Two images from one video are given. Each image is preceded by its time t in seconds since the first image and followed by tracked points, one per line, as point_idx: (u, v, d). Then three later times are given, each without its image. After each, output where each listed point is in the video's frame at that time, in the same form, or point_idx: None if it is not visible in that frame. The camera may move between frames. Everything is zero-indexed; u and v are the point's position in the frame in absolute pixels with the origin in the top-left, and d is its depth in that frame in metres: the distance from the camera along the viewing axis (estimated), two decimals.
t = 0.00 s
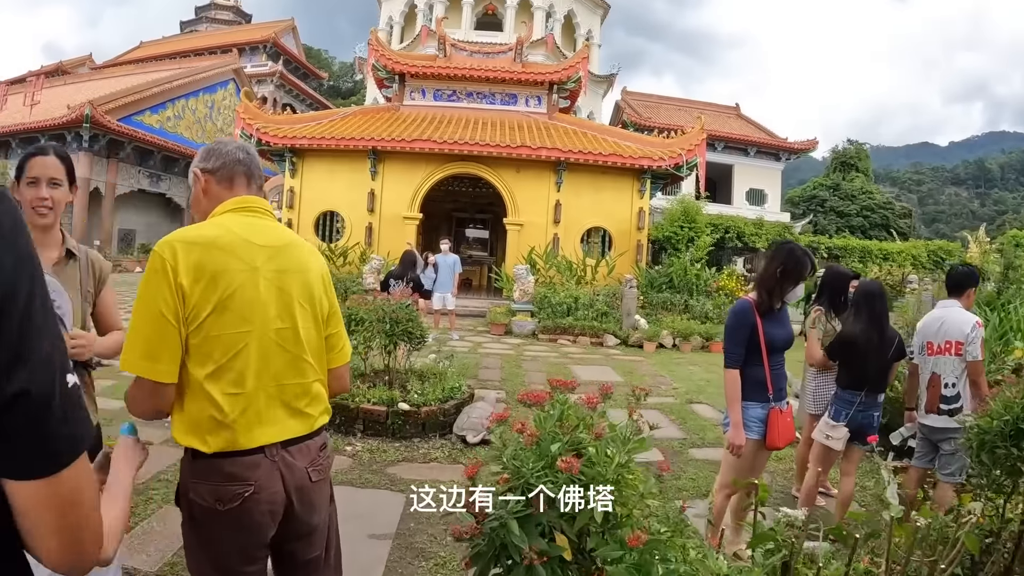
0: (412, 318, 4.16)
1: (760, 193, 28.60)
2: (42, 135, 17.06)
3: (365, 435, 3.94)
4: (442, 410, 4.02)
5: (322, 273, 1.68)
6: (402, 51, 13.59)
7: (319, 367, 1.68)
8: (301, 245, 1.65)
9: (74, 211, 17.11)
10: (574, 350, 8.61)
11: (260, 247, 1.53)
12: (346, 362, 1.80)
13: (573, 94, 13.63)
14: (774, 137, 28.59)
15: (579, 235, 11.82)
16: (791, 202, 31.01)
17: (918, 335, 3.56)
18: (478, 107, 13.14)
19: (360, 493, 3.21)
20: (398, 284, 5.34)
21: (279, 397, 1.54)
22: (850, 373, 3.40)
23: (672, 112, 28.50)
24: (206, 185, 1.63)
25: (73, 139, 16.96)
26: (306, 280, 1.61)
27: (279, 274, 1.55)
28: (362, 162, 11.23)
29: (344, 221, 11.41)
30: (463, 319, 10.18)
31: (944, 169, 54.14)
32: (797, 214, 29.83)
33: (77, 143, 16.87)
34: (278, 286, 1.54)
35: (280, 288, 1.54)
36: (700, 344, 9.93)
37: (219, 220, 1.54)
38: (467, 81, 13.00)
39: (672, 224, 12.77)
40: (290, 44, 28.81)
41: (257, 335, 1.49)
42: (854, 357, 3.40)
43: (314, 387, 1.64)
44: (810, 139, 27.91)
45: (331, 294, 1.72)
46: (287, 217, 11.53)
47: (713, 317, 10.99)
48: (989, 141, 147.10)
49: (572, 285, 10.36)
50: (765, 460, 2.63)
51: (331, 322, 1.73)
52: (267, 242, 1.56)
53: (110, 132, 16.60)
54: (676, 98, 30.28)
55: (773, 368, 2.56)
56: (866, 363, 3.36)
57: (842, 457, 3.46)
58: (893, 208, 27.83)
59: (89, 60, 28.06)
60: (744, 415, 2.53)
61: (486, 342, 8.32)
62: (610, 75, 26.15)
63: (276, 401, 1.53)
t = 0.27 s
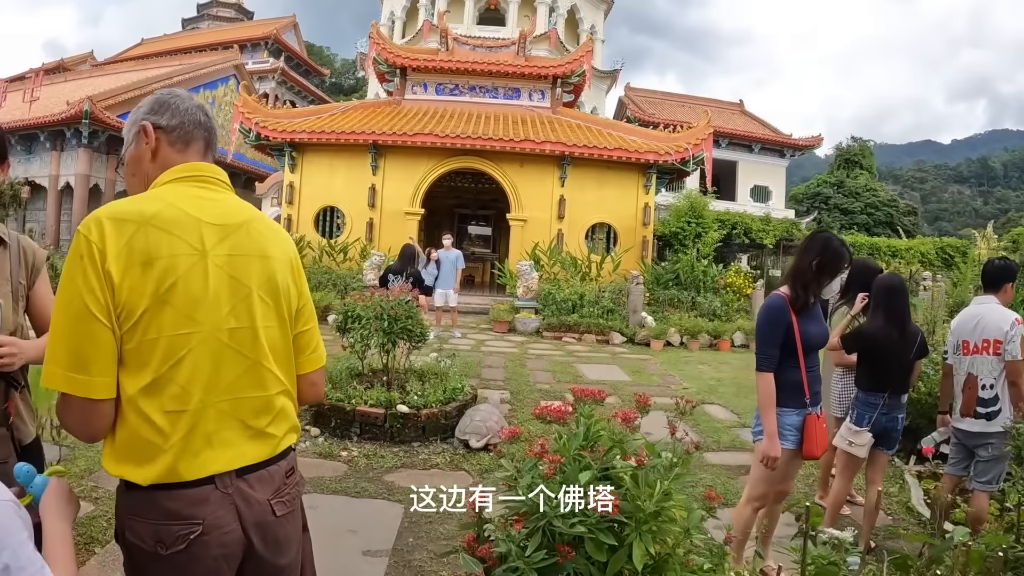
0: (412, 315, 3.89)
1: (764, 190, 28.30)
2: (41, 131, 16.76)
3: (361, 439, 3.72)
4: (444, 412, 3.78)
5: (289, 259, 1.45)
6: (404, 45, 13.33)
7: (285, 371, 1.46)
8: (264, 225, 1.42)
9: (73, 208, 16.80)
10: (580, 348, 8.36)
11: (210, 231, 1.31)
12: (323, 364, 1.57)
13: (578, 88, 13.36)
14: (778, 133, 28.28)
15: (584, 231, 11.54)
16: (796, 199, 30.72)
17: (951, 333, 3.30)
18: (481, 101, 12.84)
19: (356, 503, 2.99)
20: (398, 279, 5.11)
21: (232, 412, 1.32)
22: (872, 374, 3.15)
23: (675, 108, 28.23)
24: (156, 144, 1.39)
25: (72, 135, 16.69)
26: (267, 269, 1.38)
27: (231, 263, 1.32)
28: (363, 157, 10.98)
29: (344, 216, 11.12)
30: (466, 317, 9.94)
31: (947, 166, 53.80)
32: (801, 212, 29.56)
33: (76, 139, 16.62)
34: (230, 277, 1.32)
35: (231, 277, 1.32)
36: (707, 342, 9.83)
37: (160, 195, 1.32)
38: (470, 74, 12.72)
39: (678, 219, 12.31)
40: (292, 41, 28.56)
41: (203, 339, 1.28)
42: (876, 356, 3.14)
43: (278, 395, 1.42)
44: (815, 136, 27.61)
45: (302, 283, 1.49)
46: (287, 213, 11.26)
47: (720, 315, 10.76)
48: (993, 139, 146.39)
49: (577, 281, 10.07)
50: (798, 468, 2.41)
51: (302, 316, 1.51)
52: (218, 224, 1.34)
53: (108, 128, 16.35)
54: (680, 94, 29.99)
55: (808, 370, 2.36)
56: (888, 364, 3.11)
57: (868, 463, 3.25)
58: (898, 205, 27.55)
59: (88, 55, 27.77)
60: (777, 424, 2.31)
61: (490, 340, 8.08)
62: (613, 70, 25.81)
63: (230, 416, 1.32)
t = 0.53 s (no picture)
0: (416, 321, 3.63)
1: (770, 187, 27.96)
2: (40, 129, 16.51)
3: (362, 454, 3.48)
4: (450, 424, 3.54)
5: (245, 271, 1.25)
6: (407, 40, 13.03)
7: (249, 420, 1.28)
8: (211, 222, 1.22)
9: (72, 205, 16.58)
10: (588, 350, 8.08)
11: (138, 244, 1.12)
12: (288, 404, 1.41)
13: (584, 84, 13.06)
14: (784, 130, 27.92)
15: (591, 229, 11.26)
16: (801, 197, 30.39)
17: (999, 343, 3.02)
18: (485, 97, 12.54)
19: (357, 528, 2.74)
20: (399, 280, 4.85)
21: (171, 488, 1.14)
22: (900, 388, 2.88)
23: (680, 105, 27.91)
24: (74, 117, 1.19)
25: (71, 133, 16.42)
26: (215, 292, 1.18)
27: (167, 289, 1.13)
28: (366, 153, 10.72)
29: (346, 214, 10.86)
30: (471, 317, 9.68)
31: (951, 162, 53.24)
32: (806, 210, 29.24)
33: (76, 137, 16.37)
34: (164, 308, 1.13)
35: (168, 302, 1.13)
36: (718, 344, 9.57)
37: (65, 180, 1.13)
38: (474, 70, 12.43)
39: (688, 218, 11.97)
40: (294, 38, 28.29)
41: (132, 389, 1.10)
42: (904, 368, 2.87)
43: (239, 458, 1.24)
44: (821, 133, 27.27)
45: (261, 300, 1.31)
46: (288, 211, 11.01)
47: (731, 316, 10.50)
48: (998, 136, 145.49)
49: (584, 281, 9.77)
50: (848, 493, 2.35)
51: (259, 348, 1.33)
52: (148, 225, 1.14)
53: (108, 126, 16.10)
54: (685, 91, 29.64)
55: (863, 384, 2.24)
56: (918, 377, 2.83)
57: (897, 481, 2.98)
58: (904, 204, 27.22)
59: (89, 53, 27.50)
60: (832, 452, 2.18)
61: (496, 342, 7.82)
62: (618, 67, 25.48)
63: (169, 494, 1.14)
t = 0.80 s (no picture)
0: (423, 326, 3.42)
1: (780, 185, 27.61)
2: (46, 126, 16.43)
3: (365, 468, 3.30)
4: (458, 436, 3.36)
5: (177, 305, 1.03)
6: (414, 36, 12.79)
7: (198, 504, 1.09)
8: (123, 244, 1.02)
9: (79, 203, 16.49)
10: (600, 352, 7.85)
11: (29, 292, 0.97)
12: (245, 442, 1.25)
13: (594, 80, 12.79)
14: (795, 127, 27.54)
15: (601, 227, 11.02)
16: (811, 195, 30.01)
17: None
18: (493, 94, 12.30)
19: (359, 552, 2.56)
20: (405, 283, 4.64)
21: None
22: (935, 403, 2.58)
23: (689, 102, 27.56)
24: None
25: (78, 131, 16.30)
26: (131, 343, 1.00)
27: (61, 349, 0.96)
28: (372, 150, 10.53)
29: (353, 212, 10.67)
30: (479, 317, 9.48)
31: (962, 159, 52.60)
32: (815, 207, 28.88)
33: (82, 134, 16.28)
34: (59, 374, 0.96)
35: (61, 365, 0.96)
36: (732, 345, 9.33)
37: None
38: (482, 66, 12.18)
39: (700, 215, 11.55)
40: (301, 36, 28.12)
41: (25, 487, 0.94)
42: (942, 383, 2.58)
43: (181, 561, 1.05)
44: (832, 130, 26.89)
45: (208, 333, 1.09)
46: (293, 209, 10.84)
47: (744, 317, 10.25)
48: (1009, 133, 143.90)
49: (595, 281, 9.52)
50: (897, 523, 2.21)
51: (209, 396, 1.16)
52: (41, 255, 0.98)
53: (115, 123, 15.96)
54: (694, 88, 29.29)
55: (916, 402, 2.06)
56: (955, 391, 2.51)
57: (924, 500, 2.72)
58: (913, 202, 26.84)
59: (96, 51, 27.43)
60: (886, 481, 2.04)
61: (505, 344, 7.63)
62: (627, 63, 25.18)
63: None
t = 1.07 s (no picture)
0: (424, 329, 3.19)
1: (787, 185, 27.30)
2: (49, 126, 16.31)
3: (361, 480, 3.09)
4: (462, 446, 3.14)
5: None
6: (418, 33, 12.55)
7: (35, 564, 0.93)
8: None
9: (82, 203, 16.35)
10: (609, 354, 7.62)
11: None
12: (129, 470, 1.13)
13: (600, 77, 12.53)
14: (802, 126, 27.22)
15: (608, 225, 10.76)
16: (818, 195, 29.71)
17: None
18: (499, 91, 12.03)
19: None
20: (408, 283, 4.39)
21: None
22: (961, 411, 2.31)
23: (696, 102, 27.27)
24: None
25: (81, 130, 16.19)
26: None
27: None
28: (375, 148, 10.31)
29: (355, 211, 10.47)
30: (484, 318, 9.26)
31: (969, 161, 52.17)
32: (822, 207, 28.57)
33: (84, 134, 16.16)
34: None
35: None
36: (744, 347, 9.09)
37: None
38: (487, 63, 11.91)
39: (710, 214, 11.27)
40: (306, 35, 27.96)
41: None
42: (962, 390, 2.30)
43: None
44: (839, 129, 26.57)
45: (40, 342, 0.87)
46: (295, 208, 10.62)
47: (756, 318, 9.99)
48: (1017, 133, 142.68)
49: (602, 281, 9.29)
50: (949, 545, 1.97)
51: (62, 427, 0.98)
52: None
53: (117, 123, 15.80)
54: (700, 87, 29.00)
55: (977, 416, 1.81)
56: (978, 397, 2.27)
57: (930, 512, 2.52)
58: (920, 202, 26.51)
59: (101, 52, 27.38)
60: (944, 504, 1.79)
61: (511, 345, 7.41)
62: (633, 62, 24.92)
63: None
